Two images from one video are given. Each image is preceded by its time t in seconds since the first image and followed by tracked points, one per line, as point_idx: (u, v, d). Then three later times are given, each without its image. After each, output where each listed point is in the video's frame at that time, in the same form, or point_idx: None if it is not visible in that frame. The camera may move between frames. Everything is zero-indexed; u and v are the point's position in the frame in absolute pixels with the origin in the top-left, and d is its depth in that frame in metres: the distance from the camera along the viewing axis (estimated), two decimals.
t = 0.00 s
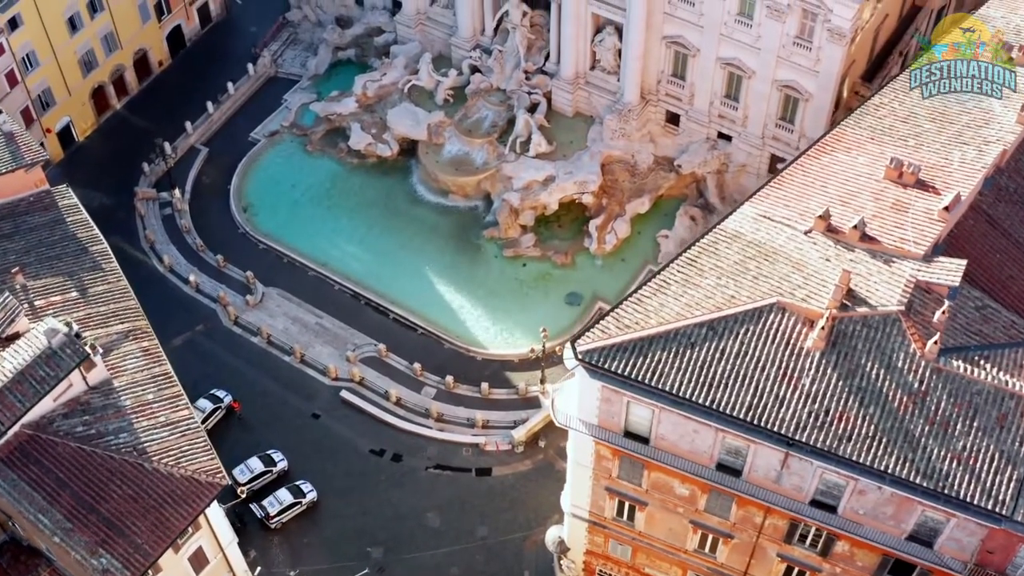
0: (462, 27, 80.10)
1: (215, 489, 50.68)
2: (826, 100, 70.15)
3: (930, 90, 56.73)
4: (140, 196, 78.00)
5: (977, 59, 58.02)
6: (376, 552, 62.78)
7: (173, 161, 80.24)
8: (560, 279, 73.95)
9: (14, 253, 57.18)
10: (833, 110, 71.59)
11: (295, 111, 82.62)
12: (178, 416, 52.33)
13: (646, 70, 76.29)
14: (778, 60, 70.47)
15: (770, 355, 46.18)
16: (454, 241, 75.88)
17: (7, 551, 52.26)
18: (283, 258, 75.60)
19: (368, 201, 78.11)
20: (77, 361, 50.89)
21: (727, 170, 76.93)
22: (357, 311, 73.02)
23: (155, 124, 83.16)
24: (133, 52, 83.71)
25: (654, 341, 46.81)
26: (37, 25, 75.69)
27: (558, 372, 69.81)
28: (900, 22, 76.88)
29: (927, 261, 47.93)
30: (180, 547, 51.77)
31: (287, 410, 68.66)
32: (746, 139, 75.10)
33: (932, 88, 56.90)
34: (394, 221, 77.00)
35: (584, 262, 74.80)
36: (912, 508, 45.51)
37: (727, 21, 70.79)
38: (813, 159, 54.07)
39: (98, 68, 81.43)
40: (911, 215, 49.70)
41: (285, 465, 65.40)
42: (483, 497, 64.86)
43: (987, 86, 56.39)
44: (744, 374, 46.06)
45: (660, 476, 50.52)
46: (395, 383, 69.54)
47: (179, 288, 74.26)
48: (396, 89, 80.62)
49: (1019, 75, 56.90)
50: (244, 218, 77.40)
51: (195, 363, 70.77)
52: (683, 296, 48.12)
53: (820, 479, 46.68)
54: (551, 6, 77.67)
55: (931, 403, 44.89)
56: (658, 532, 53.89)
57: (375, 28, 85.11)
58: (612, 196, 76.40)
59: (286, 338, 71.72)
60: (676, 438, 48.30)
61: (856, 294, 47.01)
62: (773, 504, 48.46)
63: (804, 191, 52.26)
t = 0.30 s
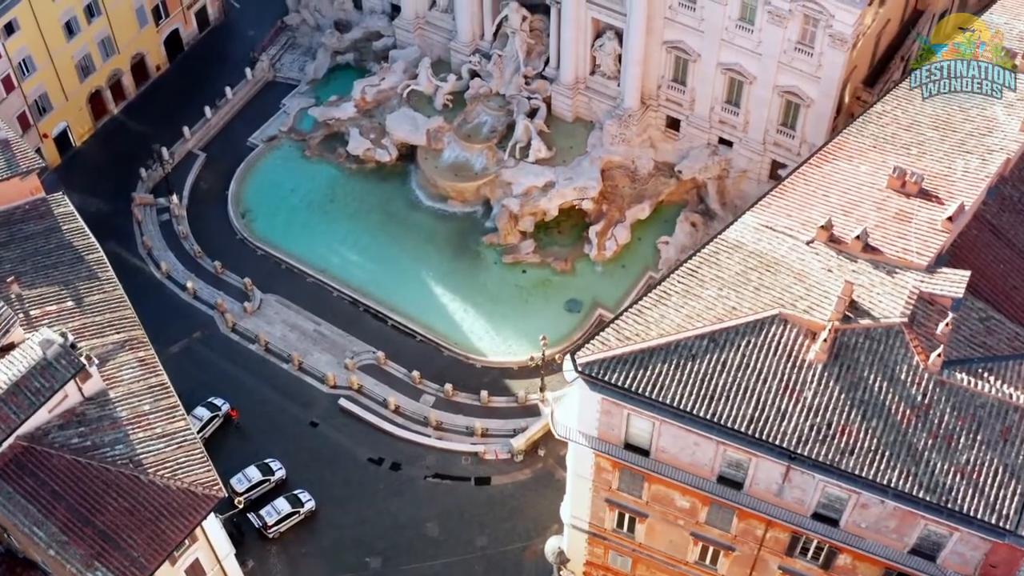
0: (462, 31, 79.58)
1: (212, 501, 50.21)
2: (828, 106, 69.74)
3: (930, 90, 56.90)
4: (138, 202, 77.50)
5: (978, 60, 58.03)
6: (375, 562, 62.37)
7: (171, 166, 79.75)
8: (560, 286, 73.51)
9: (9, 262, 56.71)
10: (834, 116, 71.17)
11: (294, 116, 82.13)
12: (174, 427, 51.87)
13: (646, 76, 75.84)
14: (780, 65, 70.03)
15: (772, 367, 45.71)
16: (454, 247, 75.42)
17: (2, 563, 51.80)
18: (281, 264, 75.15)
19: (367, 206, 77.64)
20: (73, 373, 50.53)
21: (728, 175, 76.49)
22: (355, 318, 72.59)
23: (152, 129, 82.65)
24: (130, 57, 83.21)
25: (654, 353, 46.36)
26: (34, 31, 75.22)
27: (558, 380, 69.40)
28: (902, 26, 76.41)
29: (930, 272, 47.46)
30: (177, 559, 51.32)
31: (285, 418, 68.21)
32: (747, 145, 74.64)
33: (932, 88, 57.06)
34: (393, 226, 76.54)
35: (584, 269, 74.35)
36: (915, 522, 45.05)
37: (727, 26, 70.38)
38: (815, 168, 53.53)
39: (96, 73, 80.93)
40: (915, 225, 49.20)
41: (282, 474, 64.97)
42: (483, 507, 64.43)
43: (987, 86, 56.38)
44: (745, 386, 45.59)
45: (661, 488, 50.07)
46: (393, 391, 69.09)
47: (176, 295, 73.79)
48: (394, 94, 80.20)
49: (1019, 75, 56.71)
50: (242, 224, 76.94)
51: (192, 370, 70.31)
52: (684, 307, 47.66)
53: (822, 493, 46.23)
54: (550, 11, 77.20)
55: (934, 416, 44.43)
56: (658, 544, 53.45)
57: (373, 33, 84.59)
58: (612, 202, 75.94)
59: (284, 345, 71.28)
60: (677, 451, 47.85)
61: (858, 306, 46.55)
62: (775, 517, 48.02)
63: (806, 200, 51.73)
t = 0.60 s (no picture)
0: (461, 36, 79.09)
1: (208, 514, 49.82)
2: (829, 111, 69.38)
3: (930, 90, 56.79)
4: (135, 208, 77.05)
5: (978, 60, 57.88)
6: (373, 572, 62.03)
7: (169, 171, 79.26)
8: (560, 292, 73.10)
9: (5, 270, 56.27)
10: (836, 121, 70.81)
11: (292, 121, 81.64)
12: (170, 438, 51.44)
13: (647, 81, 75.39)
14: (781, 71, 69.62)
15: (774, 379, 45.26)
16: (453, 253, 74.98)
17: None
18: (280, 270, 74.74)
19: (365, 212, 77.17)
20: (69, 383, 50.07)
21: (729, 181, 76.01)
22: (354, 325, 72.19)
23: (150, 133, 82.14)
24: (128, 61, 82.68)
25: (655, 365, 45.90)
26: (30, 35, 74.72)
27: (557, 388, 69.04)
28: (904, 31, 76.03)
29: (934, 283, 46.99)
30: (174, 571, 50.94)
31: (283, 426, 67.82)
32: (748, 150, 74.21)
33: (932, 88, 56.92)
34: (392, 232, 76.09)
35: (584, 275, 73.93)
36: (918, 535, 44.66)
37: (728, 31, 69.96)
38: (817, 176, 52.94)
39: (93, 78, 80.44)
40: (918, 235, 48.71)
41: (281, 483, 64.60)
42: (482, 516, 64.07)
43: (987, 86, 56.21)
44: (747, 399, 45.14)
45: (662, 500, 49.67)
46: (392, 399, 68.67)
47: (174, 302, 73.35)
48: (393, 98, 79.72)
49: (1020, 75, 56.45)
50: (240, 229, 76.50)
51: (190, 378, 69.90)
52: (685, 318, 47.20)
53: (825, 506, 45.83)
54: (550, 15, 76.74)
55: (937, 429, 44.00)
56: (659, 556, 53.05)
57: (372, 37, 84.11)
58: (612, 208, 75.58)
59: (282, 352, 70.87)
60: (678, 463, 47.44)
61: (861, 317, 46.12)
62: (777, 530, 47.63)
63: (809, 210, 51.18)
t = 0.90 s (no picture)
0: (461, 41, 78.49)
1: (205, 529, 49.28)
2: (832, 118, 68.92)
3: (930, 90, 56.91)
4: (133, 215, 76.47)
5: (978, 60, 58.19)
6: None
7: (166, 178, 78.64)
8: (560, 300, 72.64)
9: None
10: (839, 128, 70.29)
11: (290, 126, 81.04)
12: (166, 452, 50.90)
13: (647, 87, 74.85)
14: (783, 78, 69.12)
15: (777, 394, 44.74)
16: (452, 261, 74.45)
17: None
18: (278, 278, 74.23)
19: (364, 219, 76.63)
20: (64, 397, 49.49)
21: (730, 188, 75.42)
22: (353, 334, 71.69)
23: (147, 139, 81.51)
24: (125, 66, 82.00)
25: (657, 380, 45.37)
26: (26, 41, 74.09)
27: (558, 398, 68.59)
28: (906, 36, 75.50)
29: (938, 297, 46.44)
30: None
31: (281, 436, 67.31)
32: (749, 157, 73.68)
33: (932, 89, 57.06)
34: (390, 239, 75.55)
35: (584, 283, 73.49)
36: (922, 553, 44.18)
37: (730, 37, 69.48)
38: (820, 187, 52.18)
39: (90, 83, 79.79)
40: (922, 248, 48.15)
41: (278, 494, 64.12)
42: (481, 528, 63.62)
43: (987, 86, 56.28)
44: (749, 415, 44.64)
45: (662, 515, 49.15)
46: (391, 409, 68.23)
47: (171, 310, 72.77)
48: (392, 104, 79.16)
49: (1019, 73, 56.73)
50: (238, 236, 75.97)
51: (187, 387, 69.37)
52: (686, 332, 46.65)
53: (828, 522, 45.34)
54: (550, 21, 76.15)
55: (942, 446, 43.48)
56: (660, 570, 52.54)
57: (371, 42, 83.49)
58: (612, 215, 75.09)
59: (280, 361, 70.35)
60: (679, 478, 46.94)
61: (865, 332, 45.58)
62: (780, 547, 47.13)
63: (812, 221, 50.53)
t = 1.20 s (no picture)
0: (460, 46, 77.99)
1: (202, 544, 48.86)
2: (834, 125, 68.45)
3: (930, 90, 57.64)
4: (130, 221, 75.95)
5: (978, 60, 58.66)
6: None
7: (164, 184, 78.10)
8: (560, 308, 72.17)
9: None
10: (841, 135, 69.84)
11: (289, 132, 80.49)
12: (163, 466, 50.45)
13: (648, 93, 74.35)
14: (785, 84, 68.68)
15: (779, 410, 44.25)
16: (452, 268, 73.94)
17: None
18: (276, 285, 73.74)
19: (363, 225, 76.13)
20: (59, 411, 49.05)
21: (731, 195, 74.88)
22: (351, 342, 71.22)
23: (144, 145, 80.96)
24: (123, 72, 81.42)
25: (658, 396, 44.87)
26: (23, 46, 73.55)
27: (558, 407, 68.12)
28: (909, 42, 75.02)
29: (943, 311, 45.93)
30: None
31: (280, 446, 66.82)
32: (750, 164, 73.17)
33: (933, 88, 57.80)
34: (389, 246, 75.04)
35: (584, 291, 73.02)
36: (926, 570, 43.74)
37: (731, 44, 69.01)
38: (823, 199, 51.62)
39: (87, 89, 79.22)
40: (927, 260, 47.61)
41: (277, 505, 63.65)
42: (481, 539, 63.20)
43: (986, 86, 56.55)
44: (752, 431, 44.14)
45: (663, 530, 48.69)
46: (390, 418, 67.75)
47: (168, 318, 72.26)
48: (391, 110, 78.60)
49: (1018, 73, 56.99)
50: (236, 243, 75.46)
51: (185, 396, 68.88)
52: (688, 346, 46.14)
53: (831, 539, 44.88)
54: (551, 26, 75.61)
55: (947, 462, 43.01)
56: None
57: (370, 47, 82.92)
58: (613, 223, 74.58)
59: (278, 370, 69.86)
60: (681, 494, 46.45)
61: (869, 346, 45.07)
62: (782, 563, 46.68)
63: (815, 233, 50.00)
